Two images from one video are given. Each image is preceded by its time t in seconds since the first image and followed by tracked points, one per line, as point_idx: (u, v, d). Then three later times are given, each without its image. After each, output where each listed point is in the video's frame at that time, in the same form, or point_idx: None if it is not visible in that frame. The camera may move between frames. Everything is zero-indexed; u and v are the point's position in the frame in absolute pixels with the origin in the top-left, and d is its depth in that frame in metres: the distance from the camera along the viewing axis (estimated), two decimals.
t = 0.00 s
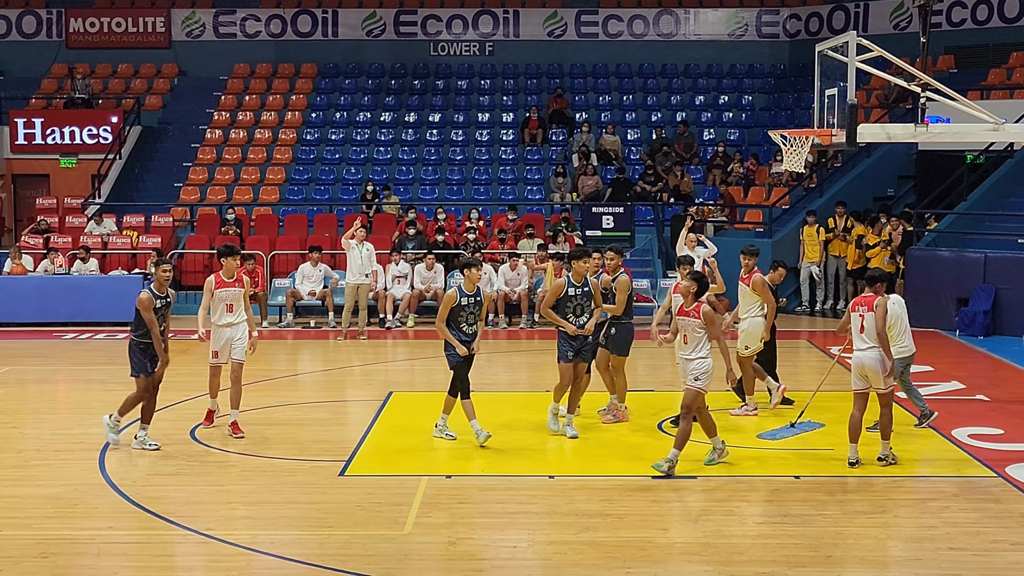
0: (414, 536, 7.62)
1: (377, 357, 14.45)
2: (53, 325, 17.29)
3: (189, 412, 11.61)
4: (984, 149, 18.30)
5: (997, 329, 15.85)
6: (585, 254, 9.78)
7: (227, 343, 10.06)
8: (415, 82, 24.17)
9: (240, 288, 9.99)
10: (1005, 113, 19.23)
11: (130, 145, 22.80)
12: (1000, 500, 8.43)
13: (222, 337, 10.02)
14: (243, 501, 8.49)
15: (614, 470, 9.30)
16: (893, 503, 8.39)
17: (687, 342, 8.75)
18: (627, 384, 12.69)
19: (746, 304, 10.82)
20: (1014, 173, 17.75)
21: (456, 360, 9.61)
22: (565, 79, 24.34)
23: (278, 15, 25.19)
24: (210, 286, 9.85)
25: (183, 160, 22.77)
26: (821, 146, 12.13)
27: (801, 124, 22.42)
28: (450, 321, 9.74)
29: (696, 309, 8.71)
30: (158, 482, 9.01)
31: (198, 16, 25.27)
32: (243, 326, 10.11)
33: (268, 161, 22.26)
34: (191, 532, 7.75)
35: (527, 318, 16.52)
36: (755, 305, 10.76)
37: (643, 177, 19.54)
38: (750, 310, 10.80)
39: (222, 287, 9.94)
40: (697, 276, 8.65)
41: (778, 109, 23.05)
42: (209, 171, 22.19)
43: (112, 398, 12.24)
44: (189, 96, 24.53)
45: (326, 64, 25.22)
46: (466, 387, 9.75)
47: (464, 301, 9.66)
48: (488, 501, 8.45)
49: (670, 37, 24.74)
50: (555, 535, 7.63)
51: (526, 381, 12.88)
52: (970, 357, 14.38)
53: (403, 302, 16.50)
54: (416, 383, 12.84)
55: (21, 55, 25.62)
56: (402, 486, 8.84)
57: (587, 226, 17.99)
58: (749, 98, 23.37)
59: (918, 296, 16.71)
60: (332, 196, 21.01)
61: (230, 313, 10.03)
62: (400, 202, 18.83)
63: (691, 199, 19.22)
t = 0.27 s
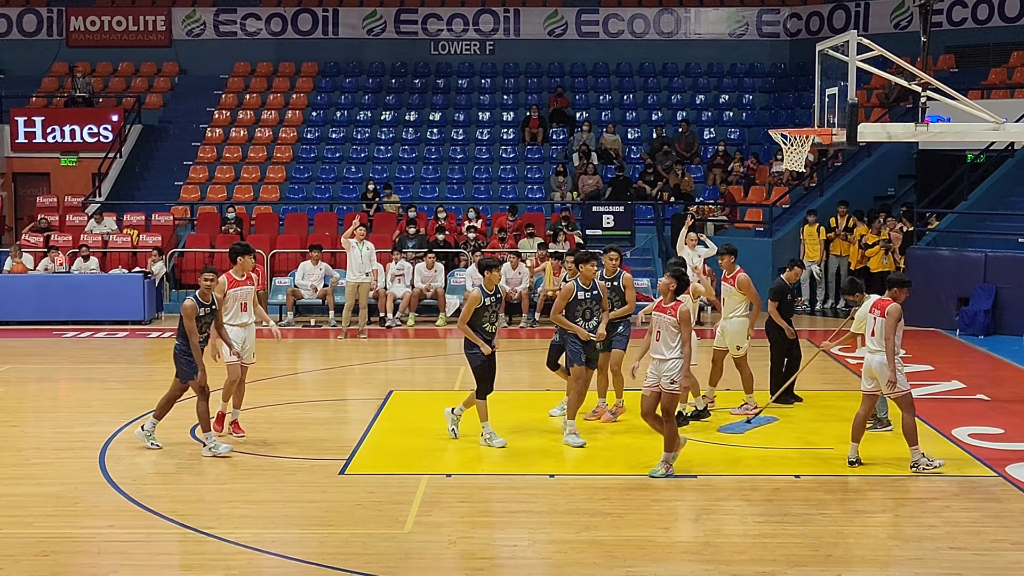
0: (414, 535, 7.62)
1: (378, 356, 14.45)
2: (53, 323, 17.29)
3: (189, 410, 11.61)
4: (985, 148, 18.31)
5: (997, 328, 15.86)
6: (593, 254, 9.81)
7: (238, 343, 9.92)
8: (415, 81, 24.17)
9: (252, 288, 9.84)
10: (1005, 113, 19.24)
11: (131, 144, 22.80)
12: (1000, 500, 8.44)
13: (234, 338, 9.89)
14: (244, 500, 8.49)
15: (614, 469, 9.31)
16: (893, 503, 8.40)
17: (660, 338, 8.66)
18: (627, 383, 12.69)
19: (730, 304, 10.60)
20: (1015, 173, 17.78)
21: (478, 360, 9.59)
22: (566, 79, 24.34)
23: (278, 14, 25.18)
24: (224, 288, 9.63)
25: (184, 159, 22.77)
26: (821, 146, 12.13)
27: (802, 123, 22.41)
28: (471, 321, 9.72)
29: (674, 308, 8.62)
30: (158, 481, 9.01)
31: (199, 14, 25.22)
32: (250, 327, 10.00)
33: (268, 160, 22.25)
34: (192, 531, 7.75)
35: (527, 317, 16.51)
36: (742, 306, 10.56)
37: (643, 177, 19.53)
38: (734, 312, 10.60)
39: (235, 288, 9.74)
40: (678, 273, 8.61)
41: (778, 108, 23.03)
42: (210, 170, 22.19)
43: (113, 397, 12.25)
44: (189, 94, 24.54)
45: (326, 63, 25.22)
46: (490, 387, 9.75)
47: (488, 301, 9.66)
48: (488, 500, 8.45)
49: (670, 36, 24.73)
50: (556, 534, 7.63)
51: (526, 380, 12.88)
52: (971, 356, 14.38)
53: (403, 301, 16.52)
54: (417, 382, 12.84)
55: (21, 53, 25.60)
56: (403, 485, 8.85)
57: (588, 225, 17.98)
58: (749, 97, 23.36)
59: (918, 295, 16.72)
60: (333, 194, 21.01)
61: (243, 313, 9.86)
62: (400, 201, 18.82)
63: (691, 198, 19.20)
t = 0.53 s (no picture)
0: (412, 534, 7.62)
1: (376, 354, 14.45)
2: (51, 322, 17.29)
3: (187, 409, 11.61)
4: (983, 147, 18.32)
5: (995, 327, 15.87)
6: (609, 256, 9.54)
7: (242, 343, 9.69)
8: (413, 80, 24.17)
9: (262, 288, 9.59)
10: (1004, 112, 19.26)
11: (129, 142, 22.79)
12: (998, 498, 8.45)
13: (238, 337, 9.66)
14: (242, 498, 8.49)
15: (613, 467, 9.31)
16: (891, 501, 8.41)
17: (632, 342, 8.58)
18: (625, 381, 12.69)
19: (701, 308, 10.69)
20: (1013, 172, 17.82)
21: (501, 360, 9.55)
22: (564, 77, 24.33)
23: (276, 12, 25.17)
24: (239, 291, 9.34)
25: (182, 157, 22.76)
26: (819, 144, 12.13)
27: (800, 122, 22.43)
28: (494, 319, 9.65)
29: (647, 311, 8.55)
30: (156, 479, 9.01)
31: (197, 12, 25.21)
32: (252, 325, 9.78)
33: (266, 158, 22.24)
34: (190, 529, 7.75)
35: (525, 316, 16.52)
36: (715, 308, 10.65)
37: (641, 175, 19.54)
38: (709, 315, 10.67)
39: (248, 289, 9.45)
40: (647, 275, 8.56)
41: (777, 107, 23.03)
42: (208, 168, 22.18)
43: (112, 395, 12.25)
44: (187, 92, 24.52)
45: (325, 61, 25.20)
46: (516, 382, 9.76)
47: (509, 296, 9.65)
48: (486, 499, 8.45)
49: (669, 35, 24.75)
50: (554, 533, 7.63)
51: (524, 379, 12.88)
52: (969, 355, 14.40)
53: (401, 300, 16.55)
54: (415, 380, 12.84)
55: (19, 51, 25.58)
56: (401, 483, 8.85)
57: (586, 224, 17.98)
58: (748, 96, 23.38)
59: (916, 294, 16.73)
60: (331, 193, 21.00)
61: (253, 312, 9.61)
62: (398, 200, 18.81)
63: (690, 197, 19.19)
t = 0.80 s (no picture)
0: (407, 534, 7.62)
1: (371, 355, 14.45)
2: (45, 322, 17.26)
3: (181, 410, 11.59)
4: (977, 149, 18.37)
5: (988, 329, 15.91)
6: (641, 265, 9.02)
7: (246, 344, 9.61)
8: (408, 81, 24.19)
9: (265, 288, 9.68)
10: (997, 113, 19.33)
11: (124, 143, 22.78)
12: (991, 499, 8.47)
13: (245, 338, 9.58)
14: (236, 499, 8.48)
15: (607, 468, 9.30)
16: (884, 502, 8.42)
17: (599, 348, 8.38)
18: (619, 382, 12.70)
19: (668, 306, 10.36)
20: (1006, 173, 17.90)
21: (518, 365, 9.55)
22: (559, 78, 24.36)
23: (271, 13, 25.22)
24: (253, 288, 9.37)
25: (176, 158, 22.75)
26: (814, 146, 12.15)
27: (795, 123, 22.49)
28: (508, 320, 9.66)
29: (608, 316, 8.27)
30: (150, 480, 9.00)
31: (192, 13, 25.23)
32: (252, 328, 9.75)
33: (261, 159, 22.23)
34: (184, 530, 7.74)
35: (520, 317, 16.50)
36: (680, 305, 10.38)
37: (636, 177, 19.57)
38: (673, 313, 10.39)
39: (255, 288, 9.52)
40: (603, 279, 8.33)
41: (771, 108, 23.08)
42: (203, 169, 22.16)
43: (107, 396, 12.24)
44: (182, 93, 24.51)
45: (320, 62, 25.20)
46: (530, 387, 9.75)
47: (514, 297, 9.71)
48: (481, 499, 8.45)
49: (664, 36, 24.78)
50: (548, 534, 7.63)
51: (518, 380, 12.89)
52: (963, 357, 14.42)
53: (396, 300, 16.60)
54: (410, 381, 12.84)
55: (14, 52, 25.55)
56: (395, 484, 8.85)
57: (581, 225, 18.01)
58: (742, 97, 23.43)
59: (910, 295, 16.75)
60: (326, 194, 20.99)
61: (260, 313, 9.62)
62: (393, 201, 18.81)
63: (684, 198, 19.22)
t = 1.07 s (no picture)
0: (396, 539, 7.61)
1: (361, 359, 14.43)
2: (34, 327, 17.19)
3: (171, 414, 11.56)
4: (966, 154, 18.46)
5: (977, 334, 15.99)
6: (669, 267, 9.27)
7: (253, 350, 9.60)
8: (399, 85, 24.20)
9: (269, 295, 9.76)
10: (986, 119, 19.43)
11: (114, 147, 22.75)
12: (980, 504, 8.49)
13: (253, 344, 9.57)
14: (225, 503, 8.46)
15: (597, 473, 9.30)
16: (873, 506, 8.44)
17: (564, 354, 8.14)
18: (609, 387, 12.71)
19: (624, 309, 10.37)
20: (994, 180, 18.00)
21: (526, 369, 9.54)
22: (549, 83, 24.38)
23: (261, 17, 25.14)
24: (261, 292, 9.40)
25: (166, 162, 22.71)
26: (803, 151, 12.20)
27: (785, 128, 22.54)
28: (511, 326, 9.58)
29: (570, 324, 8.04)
30: (139, 484, 8.97)
31: (182, 17, 25.20)
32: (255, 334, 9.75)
33: (251, 163, 22.21)
34: (173, 534, 7.71)
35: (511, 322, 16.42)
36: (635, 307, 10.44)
37: (627, 182, 19.61)
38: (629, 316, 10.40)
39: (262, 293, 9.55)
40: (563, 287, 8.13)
41: (761, 113, 23.15)
42: (193, 173, 22.11)
43: (96, 400, 12.19)
44: (172, 97, 24.48)
45: (310, 66, 25.19)
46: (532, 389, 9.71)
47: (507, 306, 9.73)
48: (471, 504, 8.45)
49: (654, 41, 24.84)
50: (538, 538, 7.63)
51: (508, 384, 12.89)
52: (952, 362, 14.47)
53: (386, 305, 16.47)
54: (400, 386, 12.83)
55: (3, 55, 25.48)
56: (385, 488, 8.84)
57: (571, 230, 18.03)
58: (733, 102, 23.50)
59: (899, 300, 16.81)
60: (316, 198, 20.96)
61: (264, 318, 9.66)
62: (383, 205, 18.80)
63: (674, 203, 19.25)
